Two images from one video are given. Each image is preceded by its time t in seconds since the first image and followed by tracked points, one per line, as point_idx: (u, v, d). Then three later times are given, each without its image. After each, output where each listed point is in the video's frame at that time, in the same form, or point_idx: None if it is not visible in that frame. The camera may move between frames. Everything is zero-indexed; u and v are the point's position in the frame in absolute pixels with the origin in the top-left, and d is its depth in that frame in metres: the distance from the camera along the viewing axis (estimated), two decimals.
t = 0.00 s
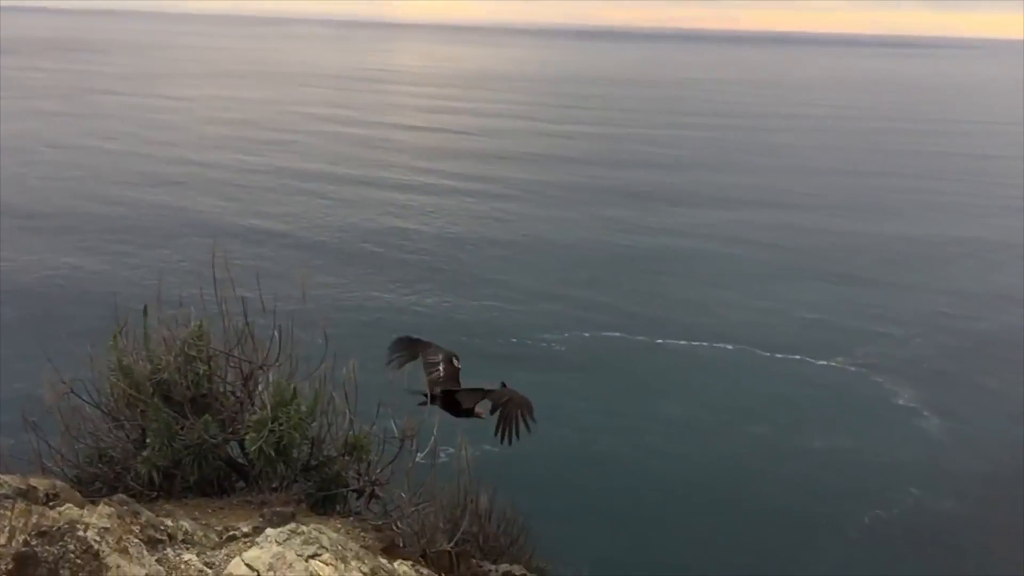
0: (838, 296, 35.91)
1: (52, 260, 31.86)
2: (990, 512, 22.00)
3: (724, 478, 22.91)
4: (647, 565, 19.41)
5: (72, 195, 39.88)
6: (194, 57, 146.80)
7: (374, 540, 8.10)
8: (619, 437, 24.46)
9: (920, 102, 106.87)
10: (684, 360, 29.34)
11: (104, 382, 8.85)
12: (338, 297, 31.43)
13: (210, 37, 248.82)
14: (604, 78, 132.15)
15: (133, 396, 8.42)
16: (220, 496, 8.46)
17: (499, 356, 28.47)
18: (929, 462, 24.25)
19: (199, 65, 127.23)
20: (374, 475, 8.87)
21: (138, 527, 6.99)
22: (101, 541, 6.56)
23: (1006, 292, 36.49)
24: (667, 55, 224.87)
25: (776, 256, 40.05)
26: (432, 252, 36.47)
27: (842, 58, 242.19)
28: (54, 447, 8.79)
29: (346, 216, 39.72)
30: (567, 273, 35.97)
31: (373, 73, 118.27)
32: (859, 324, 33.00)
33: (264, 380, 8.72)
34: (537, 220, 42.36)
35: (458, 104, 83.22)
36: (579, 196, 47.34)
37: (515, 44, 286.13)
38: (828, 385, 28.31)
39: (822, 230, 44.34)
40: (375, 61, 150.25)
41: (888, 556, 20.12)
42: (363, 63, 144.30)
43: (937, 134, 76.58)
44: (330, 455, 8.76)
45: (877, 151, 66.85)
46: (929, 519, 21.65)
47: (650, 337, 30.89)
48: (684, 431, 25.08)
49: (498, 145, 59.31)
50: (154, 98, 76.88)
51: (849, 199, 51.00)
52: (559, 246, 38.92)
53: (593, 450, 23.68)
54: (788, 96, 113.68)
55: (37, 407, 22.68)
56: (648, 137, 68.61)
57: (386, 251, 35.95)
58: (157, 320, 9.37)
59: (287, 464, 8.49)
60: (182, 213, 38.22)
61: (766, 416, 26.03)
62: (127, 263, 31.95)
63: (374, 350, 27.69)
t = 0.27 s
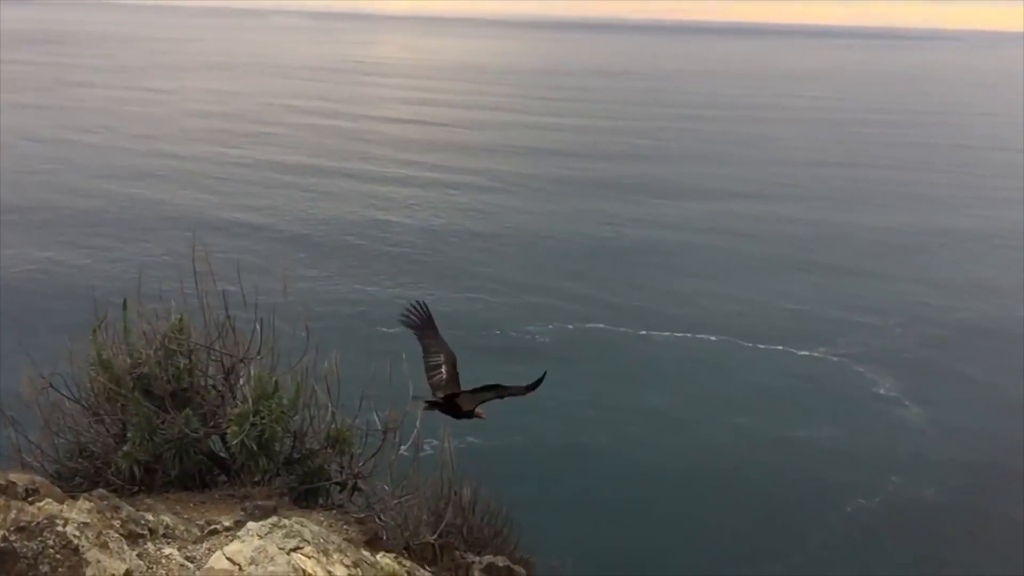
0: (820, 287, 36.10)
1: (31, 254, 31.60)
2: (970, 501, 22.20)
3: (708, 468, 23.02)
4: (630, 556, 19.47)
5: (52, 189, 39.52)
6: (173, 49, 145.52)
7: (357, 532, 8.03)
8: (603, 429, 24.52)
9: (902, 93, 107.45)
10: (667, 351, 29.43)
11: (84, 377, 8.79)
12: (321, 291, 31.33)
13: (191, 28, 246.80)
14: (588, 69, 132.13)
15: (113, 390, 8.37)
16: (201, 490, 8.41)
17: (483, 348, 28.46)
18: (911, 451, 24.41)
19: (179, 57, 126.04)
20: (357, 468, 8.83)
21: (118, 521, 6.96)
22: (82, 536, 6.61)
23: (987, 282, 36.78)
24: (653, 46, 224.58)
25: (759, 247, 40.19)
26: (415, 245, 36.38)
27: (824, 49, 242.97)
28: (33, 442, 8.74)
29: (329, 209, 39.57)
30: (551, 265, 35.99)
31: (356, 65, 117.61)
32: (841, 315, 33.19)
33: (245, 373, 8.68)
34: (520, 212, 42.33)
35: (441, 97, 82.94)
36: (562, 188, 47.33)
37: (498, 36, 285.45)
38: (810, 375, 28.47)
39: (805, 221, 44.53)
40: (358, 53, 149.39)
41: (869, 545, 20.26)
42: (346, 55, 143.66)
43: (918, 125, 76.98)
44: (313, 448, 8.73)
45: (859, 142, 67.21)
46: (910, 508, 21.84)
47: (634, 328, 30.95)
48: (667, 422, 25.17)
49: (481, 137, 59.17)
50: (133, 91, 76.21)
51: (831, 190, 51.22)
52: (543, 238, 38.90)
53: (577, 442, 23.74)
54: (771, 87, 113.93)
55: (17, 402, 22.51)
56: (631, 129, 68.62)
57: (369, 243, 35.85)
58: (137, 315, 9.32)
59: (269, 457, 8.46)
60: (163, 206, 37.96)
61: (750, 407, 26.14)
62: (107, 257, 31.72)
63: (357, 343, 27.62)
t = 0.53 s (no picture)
0: (803, 278, 36.28)
1: (13, 248, 31.35)
2: (952, 490, 22.40)
3: (693, 460, 23.11)
4: (615, 547, 19.53)
5: (33, 183, 39.19)
6: (154, 41, 144.36)
7: (341, 526, 8.07)
8: (589, 421, 24.57)
9: (884, 85, 108.01)
10: (652, 344, 29.51)
11: (64, 372, 8.72)
12: (306, 284, 31.24)
13: (172, 20, 244.57)
14: (572, 62, 131.98)
15: (93, 385, 8.31)
16: (184, 485, 8.39)
17: (469, 342, 28.45)
18: (893, 441, 24.61)
19: (160, 49, 125.00)
20: (341, 462, 8.82)
21: (100, 516, 6.92)
22: (62, 532, 6.53)
23: (968, 273, 37.09)
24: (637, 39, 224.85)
25: (743, 239, 40.34)
26: (400, 238, 36.30)
27: (807, 41, 243.68)
28: (14, 437, 8.67)
29: (313, 203, 39.42)
30: (535, 258, 36.00)
31: (339, 58, 117.01)
32: (824, 306, 33.37)
33: (228, 367, 8.63)
34: (505, 205, 42.30)
35: (425, 89, 82.75)
36: (547, 180, 47.32)
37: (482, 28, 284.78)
38: (794, 367, 28.61)
39: (788, 213, 44.72)
40: (340, 45, 148.66)
41: (852, 534, 20.42)
42: (329, 47, 143.04)
43: (900, 117, 77.39)
44: (296, 442, 8.70)
45: (842, 134, 67.48)
46: (893, 497, 22.02)
47: (620, 321, 31.04)
48: (652, 414, 25.23)
49: (465, 130, 59.07)
50: (114, 83, 75.60)
51: (814, 181, 51.45)
52: (527, 231, 38.93)
53: (562, 434, 23.77)
54: (755, 79, 114.22)
55: None
56: (615, 121, 68.65)
57: (354, 237, 35.75)
58: (118, 308, 9.24)
59: (252, 452, 8.43)
60: (146, 200, 37.73)
61: (735, 398, 26.26)
62: (90, 251, 31.51)
63: (342, 337, 27.57)
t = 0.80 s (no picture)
0: (785, 269, 36.47)
1: None
2: (932, 479, 22.63)
3: (676, 451, 23.21)
4: (599, 539, 19.62)
5: (11, 177, 38.85)
6: (133, 34, 143.10)
7: (324, 520, 8.13)
8: (573, 414, 24.63)
9: (864, 77, 108.57)
10: (636, 335, 29.59)
11: (44, 366, 8.65)
12: (288, 278, 31.15)
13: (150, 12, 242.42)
14: (554, 54, 131.79)
15: (74, 380, 8.25)
16: (166, 480, 8.39)
17: (452, 335, 28.45)
18: (875, 431, 24.82)
19: (139, 42, 123.91)
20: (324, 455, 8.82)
21: (80, 512, 6.90)
22: (42, 527, 6.46)
23: (948, 264, 37.40)
24: (620, 31, 224.77)
25: (725, 231, 40.50)
26: (382, 231, 36.23)
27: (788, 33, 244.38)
28: None
29: (295, 196, 39.28)
30: (519, 251, 36.03)
31: (320, 50, 116.37)
32: (806, 297, 33.57)
33: (210, 362, 8.58)
34: (487, 198, 42.29)
35: (406, 82, 82.51)
36: (529, 173, 47.33)
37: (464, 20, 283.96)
38: (777, 357, 28.76)
39: (770, 205, 44.91)
40: (321, 37, 147.86)
41: (835, 523, 20.61)
42: (309, 39, 142.24)
43: (880, 108, 77.79)
44: (279, 436, 8.68)
45: (823, 126, 67.79)
46: (874, 487, 22.22)
47: (603, 313, 31.13)
48: (636, 406, 25.32)
49: (447, 123, 58.96)
50: (93, 76, 74.94)
51: (795, 173, 51.69)
52: (511, 223, 38.95)
53: (546, 427, 23.82)
54: (736, 71, 114.53)
55: None
56: (598, 114, 68.67)
57: (336, 230, 35.65)
58: (99, 302, 9.16)
59: (234, 446, 8.42)
60: (126, 194, 37.48)
61: (718, 389, 26.40)
62: (70, 246, 31.28)
63: (325, 331, 27.52)
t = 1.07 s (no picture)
0: (770, 262, 36.61)
1: None
2: (915, 469, 22.81)
3: (660, 443, 23.29)
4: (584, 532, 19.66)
5: None
6: (114, 27, 141.90)
7: (308, 514, 8.15)
8: (558, 408, 24.66)
9: (848, 70, 109.00)
10: (620, 329, 29.63)
11: (24, 363, 8.58)
12: (273, 273, 31.03)
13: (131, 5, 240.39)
14: (539, 47, 131.68)
15: (54, 377, 8.17)
16: (149, 476, 8.35)
17: (438, 329, 28.42)
18: (858, 422, 24.98)
19: (121, 35, 122.87)
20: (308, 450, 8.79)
21: (62, 509, 6.88)
22: (22, 524, 6.46)
23: (931, 256, 37.63)
24: (604, 24, 224.69)
25: (710, 224, 40.61)
26: (367, 225, 36.12)
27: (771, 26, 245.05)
28: None
29: (279, 191, 39.09)
30: (504, 244, 36.00)
31: (304, 44, 115.80)
32: (790, 290, 33.72)
33: (192, 357, 8.52)
34: (472, 192, 42.24)
35: (391, 76, 82.24)
36: (514, 166, 47.28)
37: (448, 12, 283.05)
38: (760, 350, 28.87)
39: (754, 197, 45.07)
40: (304, 31, 147.01)
41: (818, 513, 20.76)
42: (293, 33, 141.43)
43: (863, 101, 78.11)
44: (262, 432, 8.64)
45: (807, 119, 68.05)
46: (857, 477, 22.37)
47: (588, 306, 31.16)
48: (620, 399, 25.37)
49: (432, 116, 58.82)
50: (75, 70, 74.33)
51: (779, 166, 51.88)
52: (496, 217, 38.88)
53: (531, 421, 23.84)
54: (721, 65, 114.79)
55: None
56: (583, 107, 68.68)
57: (321, 225, 35.52)
58: (79, 297, 9.08)
59: (217, 442, 8.39)
60: (108, 189, 37.21)
61: (702, 381, 26.49)
62: (51, 241, 31.06)
63: (310, 326, 27.44)
